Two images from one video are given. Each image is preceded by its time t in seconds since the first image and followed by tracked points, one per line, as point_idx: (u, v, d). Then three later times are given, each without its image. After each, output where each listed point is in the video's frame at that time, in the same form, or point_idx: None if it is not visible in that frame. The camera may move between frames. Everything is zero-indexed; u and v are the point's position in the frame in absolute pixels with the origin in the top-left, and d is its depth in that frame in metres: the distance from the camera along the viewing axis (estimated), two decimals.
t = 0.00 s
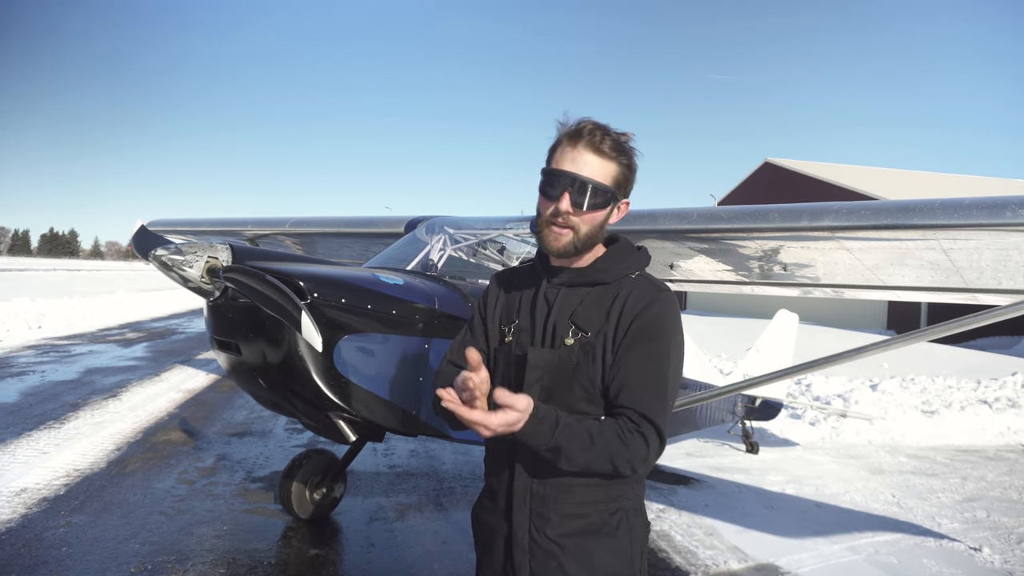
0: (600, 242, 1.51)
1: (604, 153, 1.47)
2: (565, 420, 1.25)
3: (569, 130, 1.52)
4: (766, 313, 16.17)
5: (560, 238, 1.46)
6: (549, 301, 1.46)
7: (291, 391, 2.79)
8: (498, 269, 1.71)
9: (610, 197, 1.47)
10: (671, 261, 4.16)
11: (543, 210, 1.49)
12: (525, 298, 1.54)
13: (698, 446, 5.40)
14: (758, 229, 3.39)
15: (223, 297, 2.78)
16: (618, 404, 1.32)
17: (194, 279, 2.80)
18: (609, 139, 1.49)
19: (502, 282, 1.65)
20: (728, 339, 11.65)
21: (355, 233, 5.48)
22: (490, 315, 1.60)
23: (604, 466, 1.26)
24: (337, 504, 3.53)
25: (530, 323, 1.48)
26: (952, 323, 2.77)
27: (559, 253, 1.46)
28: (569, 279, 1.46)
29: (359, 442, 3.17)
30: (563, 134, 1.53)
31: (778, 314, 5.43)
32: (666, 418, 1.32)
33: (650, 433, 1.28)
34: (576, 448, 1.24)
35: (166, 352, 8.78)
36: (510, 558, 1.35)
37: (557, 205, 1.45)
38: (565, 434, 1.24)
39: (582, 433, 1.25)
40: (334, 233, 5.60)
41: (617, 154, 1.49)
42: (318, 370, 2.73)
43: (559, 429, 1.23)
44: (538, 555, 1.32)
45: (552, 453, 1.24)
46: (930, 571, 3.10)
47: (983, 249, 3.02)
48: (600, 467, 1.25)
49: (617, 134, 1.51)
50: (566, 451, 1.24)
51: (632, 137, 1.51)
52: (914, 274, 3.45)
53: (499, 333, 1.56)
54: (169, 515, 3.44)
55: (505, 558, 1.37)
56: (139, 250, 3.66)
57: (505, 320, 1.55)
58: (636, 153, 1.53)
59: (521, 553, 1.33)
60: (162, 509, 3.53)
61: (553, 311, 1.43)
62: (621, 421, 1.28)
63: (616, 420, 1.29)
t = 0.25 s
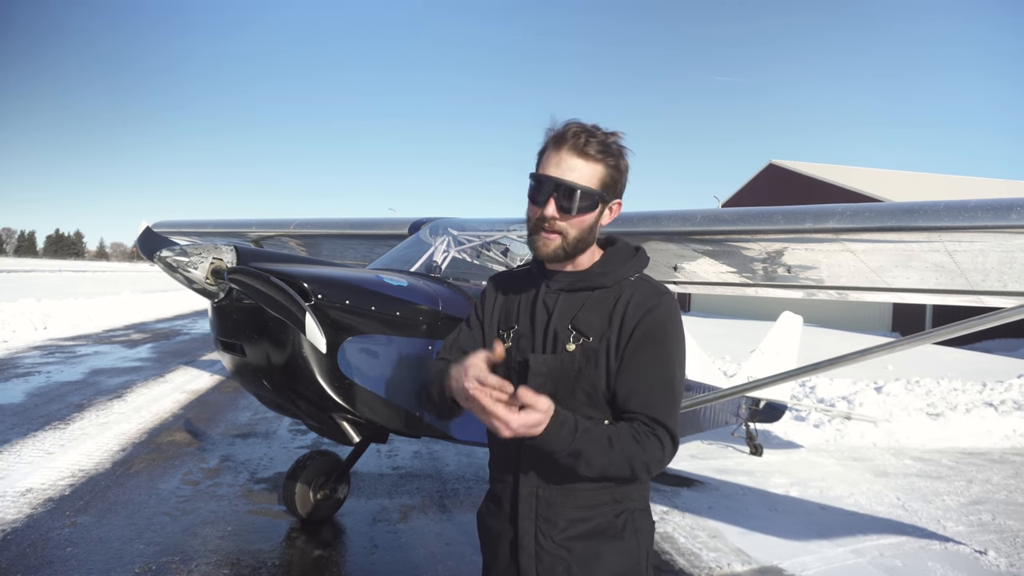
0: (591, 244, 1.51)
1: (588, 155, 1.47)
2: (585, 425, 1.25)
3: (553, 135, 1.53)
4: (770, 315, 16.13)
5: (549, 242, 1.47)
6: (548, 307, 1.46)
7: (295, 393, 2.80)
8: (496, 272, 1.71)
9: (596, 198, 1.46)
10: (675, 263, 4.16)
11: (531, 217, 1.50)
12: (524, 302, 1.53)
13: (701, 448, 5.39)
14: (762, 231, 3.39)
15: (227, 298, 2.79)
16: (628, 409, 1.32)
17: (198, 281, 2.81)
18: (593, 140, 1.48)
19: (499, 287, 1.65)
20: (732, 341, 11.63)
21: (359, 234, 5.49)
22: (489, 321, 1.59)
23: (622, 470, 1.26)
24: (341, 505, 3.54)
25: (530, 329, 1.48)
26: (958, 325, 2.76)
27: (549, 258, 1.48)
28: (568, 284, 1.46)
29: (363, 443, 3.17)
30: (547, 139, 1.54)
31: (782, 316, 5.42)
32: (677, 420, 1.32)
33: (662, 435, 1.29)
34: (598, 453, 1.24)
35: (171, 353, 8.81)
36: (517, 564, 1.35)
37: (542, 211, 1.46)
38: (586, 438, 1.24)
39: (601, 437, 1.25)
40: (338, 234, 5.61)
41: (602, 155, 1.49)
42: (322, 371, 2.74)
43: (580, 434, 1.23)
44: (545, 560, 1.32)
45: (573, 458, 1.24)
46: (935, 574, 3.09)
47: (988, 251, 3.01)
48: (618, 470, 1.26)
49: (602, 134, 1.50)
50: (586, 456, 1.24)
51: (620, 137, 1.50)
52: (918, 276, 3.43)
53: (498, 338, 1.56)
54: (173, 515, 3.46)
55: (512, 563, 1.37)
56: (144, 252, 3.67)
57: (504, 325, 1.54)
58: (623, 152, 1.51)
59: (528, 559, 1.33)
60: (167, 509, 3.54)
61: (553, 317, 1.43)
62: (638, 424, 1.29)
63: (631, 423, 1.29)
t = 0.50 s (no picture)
0: (586, 247, 1.50)
1: (555, 162, 1.47)
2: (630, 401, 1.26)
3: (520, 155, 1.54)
4: (777, 318, 16.08)
5: (541, 255, 1.48)
6: (570, 309, 1.46)
7: (302, 392, 2.81)
8: (505, 271, 1.70)
9: (572, 200, 1.45)
10: (682, 265, 4.16)
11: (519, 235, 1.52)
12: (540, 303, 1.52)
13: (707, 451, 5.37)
14: (769, 234, 3.39)
15: (235, 297, 2.81)
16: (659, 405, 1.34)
17: (207, 280, 2.83)
18: (555, 148, 1.48)
19: (510, 286, 1.63)
20: (738, 343, 11.60)
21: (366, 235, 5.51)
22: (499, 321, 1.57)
23: (658, 457, 1.27)
24: (347, 504, 3.55)
25: (548, 330, 1.47)
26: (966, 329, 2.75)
27: (544, 270, 1.48)
28: (588, 287, 1.46)
29: (369, 443, 3.18)
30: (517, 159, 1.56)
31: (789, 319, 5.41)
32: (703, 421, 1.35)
33: (692, 431, 1.31)
34: (640, 429, 1.24)
35: (179, 352, 8.86)
36: (529, 566, 1.34)
37: (523, 228, 1.47)
38: (630, 414, 1.24)
39: (642, 417, 1.26)
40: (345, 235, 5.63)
41: (570, 156, 1.48)
42: (329, 372, 2.74)
43: (625, 409, 1.24)
44: (560, 563, 1.31)
45: (615, 432, 1.24)
46: None
47: (998, 254, 2.99)
48: (654, 456, 1.26)
49: (565, 139, 1.50)
50: (628, 432, 1.24)
51: (584, 135, 1.49)
52: (927, 280, 3.42)
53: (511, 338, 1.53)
54: (180, 514, 3.48)
55: (523, 566, 1.36)
56: (153, 251, 3.70)
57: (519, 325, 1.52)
58: (593, 149, 1.50)
59: (542, 561, 1.32)
60: (174, 507, 3.56)
61: (575, 319, 1.43)
62: (672, 417, 1.31)
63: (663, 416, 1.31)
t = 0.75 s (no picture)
0: (597, 244, 1.51)
1: (564, 159, 1.49)
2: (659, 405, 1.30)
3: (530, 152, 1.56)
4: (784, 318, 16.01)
5: (551, 251, 1.49)
6: (585, 314, 1.44)
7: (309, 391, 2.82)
8: (505, 272, 1.65)
9: (583, 196, 1.47)
10: (689, 265, 4.15)
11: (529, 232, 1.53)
12: (552, 306, 1.49)
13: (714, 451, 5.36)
14: (777, 234, 3.38)
15: (243, 297, 2.82)
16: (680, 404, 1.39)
17: (215, 280, 2.85)
18: (566, 145, 1.50)
19: (514, 289, 1.59)
20: (745, 344, 11.56)
21: (373, 235, 5.52)
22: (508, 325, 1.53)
23: (685, 456, 1.33)
24: (354, 503, 3.56)
25: (563, 335, 1.45)
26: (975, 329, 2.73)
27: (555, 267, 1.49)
28: (603, 290, 1.45)
29: (375, 443, 3.19)
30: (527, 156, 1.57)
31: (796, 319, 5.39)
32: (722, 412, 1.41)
33: (715, 425, 1.37)
34: (670, 432, 1.29)
35: (186, 352, 8.91)
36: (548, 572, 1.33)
37: (534, 224, 1.48)
38: (661, 419, 1.28)
39: (671, 420, 1.30)
40: (352, 235, 5.65)
41: (582, 153, 1.50)
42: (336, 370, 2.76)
43: (657, 414, 1.28)
44: (580, 566, 1.31)
45: (647, 437, 1.27)
46: None
47: (1008, 255, 2.97)
48: (682, 456, 1.32)
49: (575, 137, 1.52)
50: (660, 434, 1.28)
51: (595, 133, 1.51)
52: (936, 280, 3.40)
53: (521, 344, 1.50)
54: (189, 512, 3.50)
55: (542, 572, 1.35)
56: (162, 251, 3.72)
57: (529, 330, 1.49)
58: (601, 147, 1.52)
59: (561, 567, 1.31)
60: (182, 506, 3.58)
61: (593, 324, 1.41)
62: (695, 414, 1.37)
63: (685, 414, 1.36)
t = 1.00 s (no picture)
0: (592, 233, 1.50)
1: (557, 148, 1.50)
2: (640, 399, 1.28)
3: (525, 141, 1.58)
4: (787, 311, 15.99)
5: (543, 239, 1.50)
6: (578, 306, 1.45)
7: (313, 384, 2.82)
8: (506, 268, 1.68)
9: (576, 184, 1.47)
10: (692, 258, 4.14)
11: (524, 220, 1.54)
12: (547, 300, 1.51)
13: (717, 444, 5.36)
14: (781, 227, 3.36)
15: (246, 290, 2.82)
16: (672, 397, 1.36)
17: (218, 273, 2.85)
18: (559, 134, 1.51)
19: (513, 284, 1.61)
20: (748, 337, 11.55)
21: (376, 228, 5.52)
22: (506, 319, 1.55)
23: (673, 450, 1.29)
24: (357, 496, 3.57)
25: (557, 327, 1.46)
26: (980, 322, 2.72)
27: (547, 255, 1.50)
28: (597, 282, 1.45)
29: (378, 436, 3.19)
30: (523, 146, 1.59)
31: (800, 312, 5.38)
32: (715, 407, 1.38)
33: (704, 420, 1.34)
34: (651, 426, 1.27)
35: (190, 345, 8.93)
36: (542, 564, 1.34)
37: (526, 212, 1.50)
38: (641, 412, 1.26)
39: (653, 414, 1.28)
40: (355, 228, 5.64)
41: (577, 142, 1.50)
42: (340, 363, 2.76)
43: (637, 406, 1.26)
44: (573, 560, 1.31)
45: (627, 432, 1.25)
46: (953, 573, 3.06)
47: (1012, 248, 2.95)
48: (666, 451, 1.29)
49: (569, 126, 1.52)
50: (642, 429, 1.26)
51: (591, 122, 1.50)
52: (940, 273, 3.38)
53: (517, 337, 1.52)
54: (193, 504, 3.51)
55: (537, 563, 1.36)
56: (165, 244, 3.72)
57: (524, 323, 1.51)
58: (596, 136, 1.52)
59: (554, 559, 1.32)
60: (186, 498, 3.60)
61: (586, 315, 1.41)
62: (684, 408, 1.33)
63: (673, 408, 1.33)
